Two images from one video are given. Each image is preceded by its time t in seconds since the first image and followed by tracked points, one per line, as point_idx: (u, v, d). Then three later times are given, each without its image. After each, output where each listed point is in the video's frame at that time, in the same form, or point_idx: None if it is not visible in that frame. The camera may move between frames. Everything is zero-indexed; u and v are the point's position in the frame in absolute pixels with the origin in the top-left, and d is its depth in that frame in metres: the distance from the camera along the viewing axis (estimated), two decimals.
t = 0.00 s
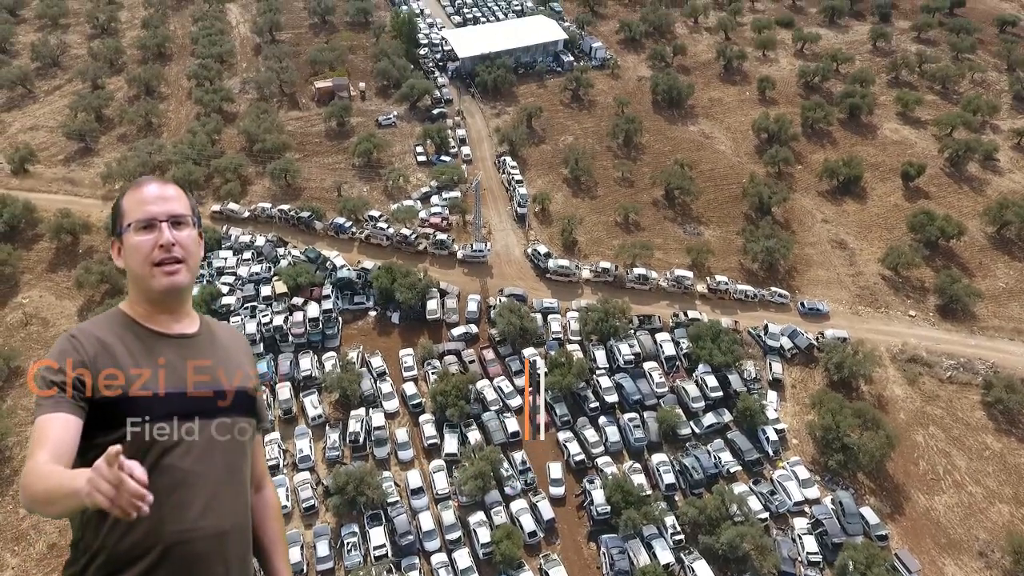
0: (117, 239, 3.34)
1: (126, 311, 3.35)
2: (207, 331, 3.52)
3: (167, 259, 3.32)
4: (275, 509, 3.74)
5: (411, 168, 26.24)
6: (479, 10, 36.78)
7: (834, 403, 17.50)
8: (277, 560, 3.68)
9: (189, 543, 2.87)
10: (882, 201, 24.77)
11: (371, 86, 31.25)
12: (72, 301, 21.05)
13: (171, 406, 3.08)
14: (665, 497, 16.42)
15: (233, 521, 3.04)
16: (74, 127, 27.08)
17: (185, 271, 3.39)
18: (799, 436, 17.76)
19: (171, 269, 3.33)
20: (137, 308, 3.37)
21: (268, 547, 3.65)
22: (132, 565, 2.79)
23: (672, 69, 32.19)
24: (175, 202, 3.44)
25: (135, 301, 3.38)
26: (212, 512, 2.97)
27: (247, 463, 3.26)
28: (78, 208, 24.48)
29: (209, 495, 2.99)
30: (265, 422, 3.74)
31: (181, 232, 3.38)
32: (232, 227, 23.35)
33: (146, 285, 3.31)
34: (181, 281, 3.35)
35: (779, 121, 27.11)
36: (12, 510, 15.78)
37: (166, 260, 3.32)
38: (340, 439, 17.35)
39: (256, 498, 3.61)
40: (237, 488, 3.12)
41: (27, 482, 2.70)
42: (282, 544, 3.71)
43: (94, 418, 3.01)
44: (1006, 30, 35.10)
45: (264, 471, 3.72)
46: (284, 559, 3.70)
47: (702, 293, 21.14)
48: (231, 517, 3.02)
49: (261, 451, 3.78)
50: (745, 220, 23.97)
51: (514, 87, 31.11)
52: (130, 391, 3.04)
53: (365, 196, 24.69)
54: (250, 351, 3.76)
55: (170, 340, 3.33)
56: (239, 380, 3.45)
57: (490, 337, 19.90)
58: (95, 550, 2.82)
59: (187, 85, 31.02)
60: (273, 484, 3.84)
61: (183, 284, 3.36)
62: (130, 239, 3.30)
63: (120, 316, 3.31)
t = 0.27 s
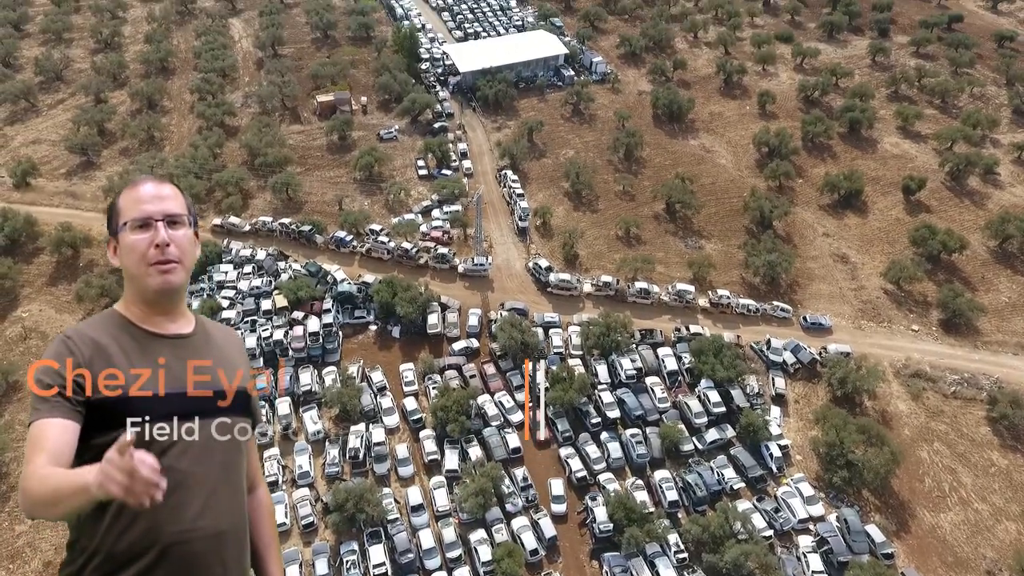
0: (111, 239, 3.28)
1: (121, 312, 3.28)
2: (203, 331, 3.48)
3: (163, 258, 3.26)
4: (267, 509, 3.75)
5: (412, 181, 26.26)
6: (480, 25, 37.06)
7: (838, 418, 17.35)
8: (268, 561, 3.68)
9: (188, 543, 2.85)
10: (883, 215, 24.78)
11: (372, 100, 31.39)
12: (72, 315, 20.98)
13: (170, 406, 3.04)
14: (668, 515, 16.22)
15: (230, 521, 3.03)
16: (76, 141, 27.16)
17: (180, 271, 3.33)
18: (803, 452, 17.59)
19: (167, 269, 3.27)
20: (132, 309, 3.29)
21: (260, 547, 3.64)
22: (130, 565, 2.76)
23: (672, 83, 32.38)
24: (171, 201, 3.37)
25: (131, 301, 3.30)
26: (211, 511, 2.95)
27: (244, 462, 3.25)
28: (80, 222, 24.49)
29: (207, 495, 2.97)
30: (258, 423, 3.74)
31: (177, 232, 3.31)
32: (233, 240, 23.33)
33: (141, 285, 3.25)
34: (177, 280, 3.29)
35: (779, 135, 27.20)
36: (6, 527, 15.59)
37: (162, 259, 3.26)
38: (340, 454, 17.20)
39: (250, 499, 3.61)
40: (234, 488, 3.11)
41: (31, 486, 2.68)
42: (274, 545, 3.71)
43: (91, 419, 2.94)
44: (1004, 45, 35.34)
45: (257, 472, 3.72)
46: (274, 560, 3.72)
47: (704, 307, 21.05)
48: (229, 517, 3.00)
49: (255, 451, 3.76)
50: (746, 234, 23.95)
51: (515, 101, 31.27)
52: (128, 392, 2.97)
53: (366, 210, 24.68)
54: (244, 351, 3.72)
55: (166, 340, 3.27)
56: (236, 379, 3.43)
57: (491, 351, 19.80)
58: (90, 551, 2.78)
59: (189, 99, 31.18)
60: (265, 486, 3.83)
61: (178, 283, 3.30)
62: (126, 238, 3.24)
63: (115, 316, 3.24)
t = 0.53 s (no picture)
0: (107, 239, 3.27)
1: (118, 313, 3.29)
2: (200, 332, 3.50)
3: (160, 259, 3.26)
4: (266, 508, 3.82)
5: (412, 195, 26.23)
6: (480, 39, 37.26)
7: (842, 434, 17.17)
8: (268, 560, 3.75)
9: (185, 543, 2.90)
10: (884, 228, 24.76)
11: (373, 114, 31.47)
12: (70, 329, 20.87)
13: (168, 405, 3.12)
14: (671, 533, 16.01)
15: (228, 521, 3.08)
16: (77, 155, 27.18)
17: (175, 270, 3.32)
18: (807, 469, 17.40)
19: (163, 269, 3.26)
20: (128, 309, 3.30)
21: (259, 546, 3.71)
22: (129, 564, 2.83)
23: (671, 97, 32.50)
24: (167, 201, 3.35)
25: (127, 302, 3.31)
26: (209, 512, 3.00)
27: (241, 463, 3.31)
28: (79, 236, 24.45)
29: (204, 495, 3.01)
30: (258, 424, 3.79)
31: (172, 231, 3.30)
32: (233, 254, 23.27)
33: (138, 285, 3.25)
34: (174, 280, 3.28)
35: (779, 149, 27.25)
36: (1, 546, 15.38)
37: (158, 259, 3.26)
38: (339, 471, 17.02)
39: (248, 498, 3.67)
40: (232, 488, 3.16)
41: (31, 481, 2.71)
42: (273, 544, 3.78)
43: (89, 419, 2.98)
44: (1002, 59, 35.54)
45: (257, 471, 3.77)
46: (274, 558, 3.79)
47: (706, 321, 20.92)
48: (227, 517, 3.05)
49: (255, 452, 3.82)
50: (747, 248, 23.90)
51: (515, 115, 31.36)
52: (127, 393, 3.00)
53: (366, 224, 24.64)
54: (243, 351, 3.75)
55: (163, 341, 3.29)
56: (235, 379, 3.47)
57: (491, 367, 19.66)
58: (90, 550, 2.87)
59: (191, 113, 31.26)
60: (263, 484, 3.90)
61: (175, 283, 3.30)
62: (123, 238, 3.24)
63: (112, 317, 3.25)
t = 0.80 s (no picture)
0: (108, 240, 3.45)
1: (119, 313, 3.49)
2: (198, 332, 3.70)
3: (159, 261, 3.45)
4: (267, 508, 4.00)
5: (412, 209, 26.17)
6: (481, 53, 37.41)
7: (846, 452, 16.97)
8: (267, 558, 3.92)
9: (185, 543, 3.07)
10: (885, 242, 24.72)
11: (373, 128, 31.50)
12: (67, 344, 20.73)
13: (167, 406, 3.26)
14: (674, 553, 15.74)
15: (227, 521, 3.24)
16: (76, 169, 27.15)
17: (175, 272, 3.52)
18: (811, 487, 17.17)
19: (162, 271, 3.46)
20: (128, 310, 3.50)
21: (260, 547, 3.87)
22: (130, 564, 2.99)
23: (671, 111, 32.59)
24: (166, 201, 3.52)
25: (127, 303, 3.51)
26: (208, 512, 3.17)
27: (239, 465, 3.49)
28: (78, 250, 24.36)
29: (204, 496, 3.19)
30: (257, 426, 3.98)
31: (172, 232, 3.48)
32: (232, 269, 23.17)
33: (138, 286, 3.45)
34: (173, 282, 3.48)
35: (779, 163, 27.29)
36: None
37: (158, 262, 3.45)
38: (338, 490, 16.76)
39: (248, 498, 3.85)
40: (230, 488, 3.34)
41: (30, 490, 2.90)
42: (272, 541, 3.96)
43: (87, 419, 3.15)
44: (1001, 73, 35.70)
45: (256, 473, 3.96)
46: (274, 556, 3.96)
47: (708, 336, 20.74)
48: (225, 518, 3.22)
49: (253, 454, 4.01)
50: (749, 262, 23.82)
51: (516, 129, 31.40)
52: (126, 392, 3.17)
53: (366, 238, 24.58)
54: (240, 351, 3.95)
55: (162, 340, 3.49)
56: (233, 380, 3.66)
57: (492, 383, 19.43)
58: (91, 549, 3.01)
59: (191, 126, 31.29)
60: (264, 484, 4.07)
61: (174, 285, 3.49)
62: (123, 239, 3.42)
63: (111, 317, 3.45)
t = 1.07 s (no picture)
0: (107, 241, 3.39)
1: (120, 313, 3.43)
2: (199, 332, 3.63)
3: (160, 262, 3.40)
4: (266, 508, 4.01)
5: (412, 222, 26.09)
6: (480, 66, 37.52)
7: (851, 468, 16.77)
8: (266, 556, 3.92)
9: (186, 543, 3.04)
10: (886, 255, 24.66)
11: (373, 140, 31.49)
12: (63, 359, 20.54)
13: (167, 408, 3.20)
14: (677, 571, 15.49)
15: (227, 521, 3.22)
16: (75, 182, 27.08)
17: (176, 272, 3.48)
18: (815, 503, 16.93)
19: (163, 270, 3.41)
20: (130, 309, 3.44)
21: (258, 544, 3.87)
22: (130, 564, 2.96)
23: (671, 123, 32.64)
24: (165, 202, 3.48)
25: (128, 302, 3.45)
26: (208, 514, 3.13)
27: (240, 465, 3.46)
28: (76, 263, 24.23)
29: (204, 497, 3.15)
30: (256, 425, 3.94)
31: (172, 233, 3.43)
32: (230, 282, 23.03)
33: (139, 287, 3.39)
34: (173, 282, 3.43)
35: (779, 175, 27.29)
36: None
37: (159, 263, 3.40)
38: (336, 507, 16.54)
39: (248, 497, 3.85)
40: (231, 488, 3.32)
41: (29, 492, 2.93)
42: (271, 538, 3.97)
43: (87, 418, 3.12)
44: (999, 85, 35.84)
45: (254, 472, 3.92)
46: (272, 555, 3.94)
47: (709, 350, 20.57)
48: (225, 517, 3.20)
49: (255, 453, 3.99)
50: (750, 275, 23.72)
51: (515, 141, 31.40)
52: (126, 393, 3.12)
53: (365, 251, 24.46)
54: (242, 350, 3.89)
55: (164, 340, 3.43)
56: (234, 380, 3.60)
57: (492, 398, 19.23)
58: (91, 550, 2.98)
59: (191, 139, 31.25)
60: (264, 484, 4.13)
61: (175, 284, 3.44)
62: (122, 241, 3.37)
63: (113, 316, 3.38)
